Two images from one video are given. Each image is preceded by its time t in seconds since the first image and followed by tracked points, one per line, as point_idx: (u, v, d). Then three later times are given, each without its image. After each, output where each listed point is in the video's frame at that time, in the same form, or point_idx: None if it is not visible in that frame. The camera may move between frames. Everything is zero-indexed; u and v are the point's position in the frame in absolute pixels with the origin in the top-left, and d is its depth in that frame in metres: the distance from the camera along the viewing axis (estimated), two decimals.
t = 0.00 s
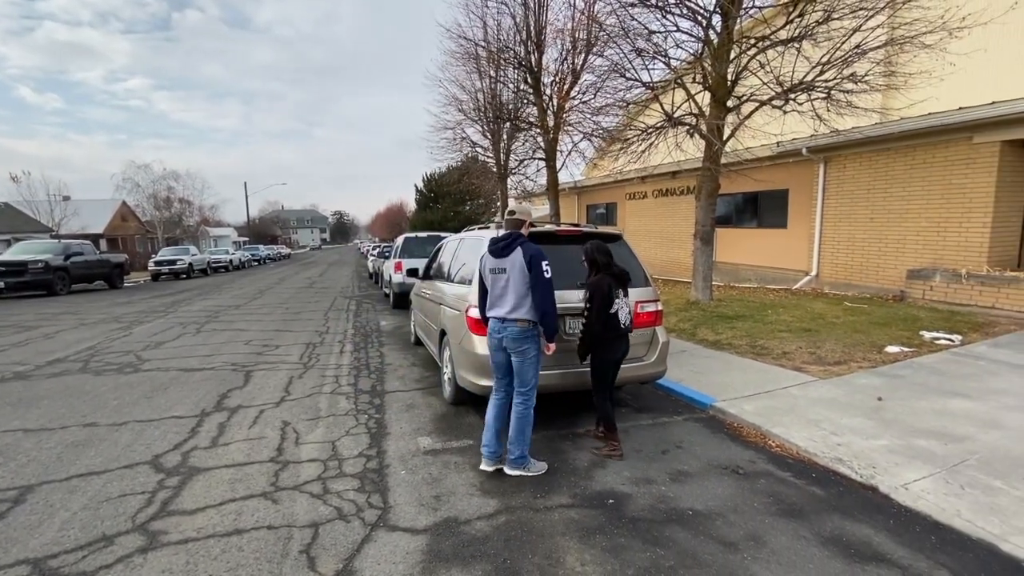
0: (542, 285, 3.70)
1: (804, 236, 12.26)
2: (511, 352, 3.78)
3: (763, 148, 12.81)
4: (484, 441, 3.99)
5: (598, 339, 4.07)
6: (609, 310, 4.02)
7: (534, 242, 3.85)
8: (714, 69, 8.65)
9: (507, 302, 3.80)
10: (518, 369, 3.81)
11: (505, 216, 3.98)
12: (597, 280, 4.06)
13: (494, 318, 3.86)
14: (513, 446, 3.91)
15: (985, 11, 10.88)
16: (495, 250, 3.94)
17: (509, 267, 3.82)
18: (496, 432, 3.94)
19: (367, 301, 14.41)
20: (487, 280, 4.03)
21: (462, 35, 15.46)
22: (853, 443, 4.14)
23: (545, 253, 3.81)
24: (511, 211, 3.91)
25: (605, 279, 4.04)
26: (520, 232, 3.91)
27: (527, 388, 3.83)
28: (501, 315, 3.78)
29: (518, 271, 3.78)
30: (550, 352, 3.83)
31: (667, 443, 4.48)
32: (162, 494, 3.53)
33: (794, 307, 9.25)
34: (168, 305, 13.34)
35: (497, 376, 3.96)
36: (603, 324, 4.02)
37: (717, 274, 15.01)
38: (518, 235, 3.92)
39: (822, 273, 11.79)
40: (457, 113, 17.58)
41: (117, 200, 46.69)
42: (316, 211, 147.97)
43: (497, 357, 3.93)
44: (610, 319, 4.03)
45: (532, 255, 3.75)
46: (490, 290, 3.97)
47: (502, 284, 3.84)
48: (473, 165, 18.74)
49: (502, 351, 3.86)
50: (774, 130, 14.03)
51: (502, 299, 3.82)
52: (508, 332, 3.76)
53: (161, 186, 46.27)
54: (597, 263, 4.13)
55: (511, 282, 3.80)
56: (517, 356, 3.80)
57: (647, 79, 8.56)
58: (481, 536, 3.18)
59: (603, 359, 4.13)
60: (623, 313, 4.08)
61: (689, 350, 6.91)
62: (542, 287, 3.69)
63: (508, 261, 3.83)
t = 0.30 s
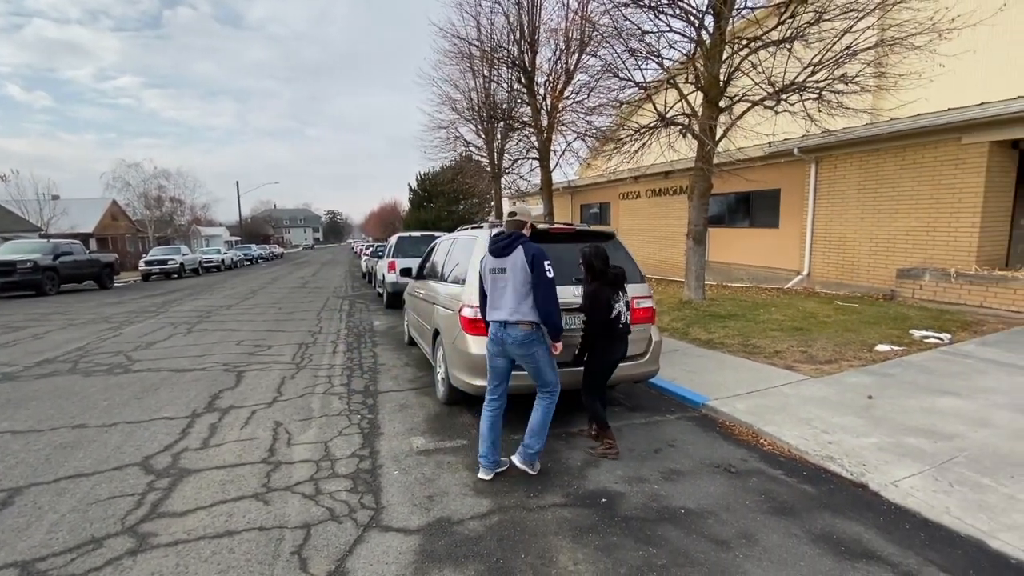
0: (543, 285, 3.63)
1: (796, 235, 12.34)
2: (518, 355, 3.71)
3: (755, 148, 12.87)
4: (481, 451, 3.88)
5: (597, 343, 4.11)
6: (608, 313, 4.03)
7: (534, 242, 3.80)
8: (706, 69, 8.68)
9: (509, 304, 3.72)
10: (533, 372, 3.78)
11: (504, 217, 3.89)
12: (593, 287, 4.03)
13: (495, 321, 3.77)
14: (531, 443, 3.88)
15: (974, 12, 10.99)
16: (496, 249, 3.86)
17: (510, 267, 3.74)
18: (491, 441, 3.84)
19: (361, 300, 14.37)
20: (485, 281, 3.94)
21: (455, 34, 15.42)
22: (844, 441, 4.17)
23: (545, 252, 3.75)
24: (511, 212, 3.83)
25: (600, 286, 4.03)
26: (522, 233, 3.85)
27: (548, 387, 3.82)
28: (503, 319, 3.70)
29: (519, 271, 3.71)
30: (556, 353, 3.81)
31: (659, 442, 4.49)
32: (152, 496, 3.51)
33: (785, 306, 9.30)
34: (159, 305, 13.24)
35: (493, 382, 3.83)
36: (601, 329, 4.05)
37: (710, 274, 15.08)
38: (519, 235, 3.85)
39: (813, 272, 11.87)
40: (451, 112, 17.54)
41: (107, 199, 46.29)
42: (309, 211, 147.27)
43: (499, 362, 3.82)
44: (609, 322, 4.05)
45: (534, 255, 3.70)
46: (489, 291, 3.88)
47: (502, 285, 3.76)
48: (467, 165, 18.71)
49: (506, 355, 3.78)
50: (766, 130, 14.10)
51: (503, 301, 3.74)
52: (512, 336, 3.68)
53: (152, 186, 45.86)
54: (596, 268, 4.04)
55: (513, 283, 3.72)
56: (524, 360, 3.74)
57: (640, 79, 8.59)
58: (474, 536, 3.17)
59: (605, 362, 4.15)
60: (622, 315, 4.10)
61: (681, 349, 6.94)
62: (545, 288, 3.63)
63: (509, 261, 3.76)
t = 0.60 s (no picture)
0: (568, 294, 3.46)
1: (789, 234, 12.41)
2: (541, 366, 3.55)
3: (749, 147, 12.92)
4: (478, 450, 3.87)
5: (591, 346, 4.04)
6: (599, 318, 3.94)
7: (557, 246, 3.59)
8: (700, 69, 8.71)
9: (531, 312, 3.54)
10: (551, 382, 3.57)
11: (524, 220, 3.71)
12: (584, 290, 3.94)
13: (516, 328, 3.61)
14: (572, 469, 3.55)
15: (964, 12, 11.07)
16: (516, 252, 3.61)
17: (533, 275, 3.54)
18: (492, 441, 3.83)
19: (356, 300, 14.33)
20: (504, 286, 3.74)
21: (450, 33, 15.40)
22: (837, 439, 4.19)
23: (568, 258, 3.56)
24: (532, 215, 3.65)
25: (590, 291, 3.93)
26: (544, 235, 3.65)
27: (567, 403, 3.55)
28: (524, 326, 3.54)
29: (543, 279, 3.51)
30: (576, 361, 3.65)
31: (654, 440, 4.51)
32: (145, 497, 3.49)
33: (778, 305, 9.36)
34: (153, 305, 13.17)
35: (506, 385, 3.74)
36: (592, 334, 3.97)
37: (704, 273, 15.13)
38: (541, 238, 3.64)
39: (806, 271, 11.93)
40: (446, 111, 17.50)
41: (100, 199, 45.98)
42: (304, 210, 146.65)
43: (517, 369, 3.68)
44: (602, 327, 3.96)
45: (559, 262, 3.50)
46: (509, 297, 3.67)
47: (524, 292, 3.57)
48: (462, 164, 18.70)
49: (525, 362, 3.64)
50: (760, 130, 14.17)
51: (525, 309, 3.56)
52: (534, 343, 3.53)
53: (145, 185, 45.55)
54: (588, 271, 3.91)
55: (535, 291, 3.54)
56: (545, 367, 3.57)
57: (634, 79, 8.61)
58: (469, 536, 3.17)
59: (600, 364, 4.11)
60: (618, 318, 3.99)
61: (675, 348, 6.96)
62: (569, 297, 3.45)
63: (531, 267, 3.56)
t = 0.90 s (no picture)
0: (600, 290, 3.41)
1: (784, 233, 12.46)
2: (563, 363, 3.48)
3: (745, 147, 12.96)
4: (522, 453, 3.77)
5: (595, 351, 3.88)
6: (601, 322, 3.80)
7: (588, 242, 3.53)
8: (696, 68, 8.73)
9: (560, 308, 3.47)
10: (571, 381, 3.52)
11: (551, 212, 3.60)
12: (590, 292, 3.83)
13: (543, 324, 3.53)
14: (570, 467, 3.54)
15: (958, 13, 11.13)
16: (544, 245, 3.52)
17: (564, 269, 3.48)
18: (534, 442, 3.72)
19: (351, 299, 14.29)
20: (529, 281, 3.64)
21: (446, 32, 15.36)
22: (831, 438, 4.21)
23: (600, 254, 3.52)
24: (560, 208, 3.54)
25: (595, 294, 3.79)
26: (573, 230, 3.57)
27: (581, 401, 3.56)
28: (551, 323, 3.46)
29: (575, 274, 3.46)
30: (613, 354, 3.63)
31: (650, 439, 4.52)
32: (140, 498, 3.47)
33: (773, 304, 9.39)
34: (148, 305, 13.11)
35: (537, 384, 3.66)
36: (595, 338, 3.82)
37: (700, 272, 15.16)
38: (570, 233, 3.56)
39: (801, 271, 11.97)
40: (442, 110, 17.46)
41: (94, 198, 45.74)
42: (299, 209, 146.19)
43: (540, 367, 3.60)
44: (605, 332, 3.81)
45: (591, 257, 3.44)
46: (536, 292, 3.59)
47: (554, 287, 3.49)
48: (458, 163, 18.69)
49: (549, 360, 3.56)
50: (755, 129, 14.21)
51: (554, 305, 3.49)
52: (560, 341, 3.46)
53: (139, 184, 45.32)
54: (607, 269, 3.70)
55: (565, 286, 3.47)
56: (568, 367, 3.51)
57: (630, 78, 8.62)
58: (466, 536, 3.17)
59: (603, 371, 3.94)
60: (629, 325, 3.76)
61: (672, 348, 6.97)
62: (602, 293, 3.41)
63: (563, 262, 3.48)
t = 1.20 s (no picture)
0: (609, 286, 3.41)
1: (781, 233, 12.50)
2: (579, 364, 3.47)
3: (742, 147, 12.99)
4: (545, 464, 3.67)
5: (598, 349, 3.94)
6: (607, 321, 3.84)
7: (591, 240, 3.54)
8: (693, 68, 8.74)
9: (570, 308, 3.47)
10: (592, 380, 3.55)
11: (556, 212, 3.59)
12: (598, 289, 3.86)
13: (554, 327, 3.53)
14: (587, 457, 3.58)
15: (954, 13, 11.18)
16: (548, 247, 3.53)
17: (570, 269, 3.48)
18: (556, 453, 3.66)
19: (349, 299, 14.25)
20: (536, 283, 3.64)
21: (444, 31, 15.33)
22: (828, 437, 4.23)
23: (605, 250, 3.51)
24: (563, 208, 3.54)
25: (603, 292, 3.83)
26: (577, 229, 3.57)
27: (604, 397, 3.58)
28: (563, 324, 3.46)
29: (581, 273, 3.46)
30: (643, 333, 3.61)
31: (647, 439, 4.53)
32: (137, 498, 3.47)
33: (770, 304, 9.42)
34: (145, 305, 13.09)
35: (553, 389, 3.63)
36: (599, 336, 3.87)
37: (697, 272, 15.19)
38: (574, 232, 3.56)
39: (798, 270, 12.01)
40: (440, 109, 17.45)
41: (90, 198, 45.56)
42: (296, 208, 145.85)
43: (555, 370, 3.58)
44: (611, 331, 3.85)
45: (595, 255, 3.45)
46: (545, 294, 3.59)
47: (562, 288, 3.50)
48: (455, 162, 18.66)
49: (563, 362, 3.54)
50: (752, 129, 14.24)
51: (564, 306, 3.49)
52: (573, 342, 3.44)
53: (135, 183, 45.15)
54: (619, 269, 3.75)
55: (573, 285, 3.47)
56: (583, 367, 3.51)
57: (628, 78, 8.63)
58: (463, 535, 3.17)
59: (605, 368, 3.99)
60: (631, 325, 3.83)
61: (669, 347, 6.99)
62: (610, 288, 3.40)
63: (568, 262, 3.49)
